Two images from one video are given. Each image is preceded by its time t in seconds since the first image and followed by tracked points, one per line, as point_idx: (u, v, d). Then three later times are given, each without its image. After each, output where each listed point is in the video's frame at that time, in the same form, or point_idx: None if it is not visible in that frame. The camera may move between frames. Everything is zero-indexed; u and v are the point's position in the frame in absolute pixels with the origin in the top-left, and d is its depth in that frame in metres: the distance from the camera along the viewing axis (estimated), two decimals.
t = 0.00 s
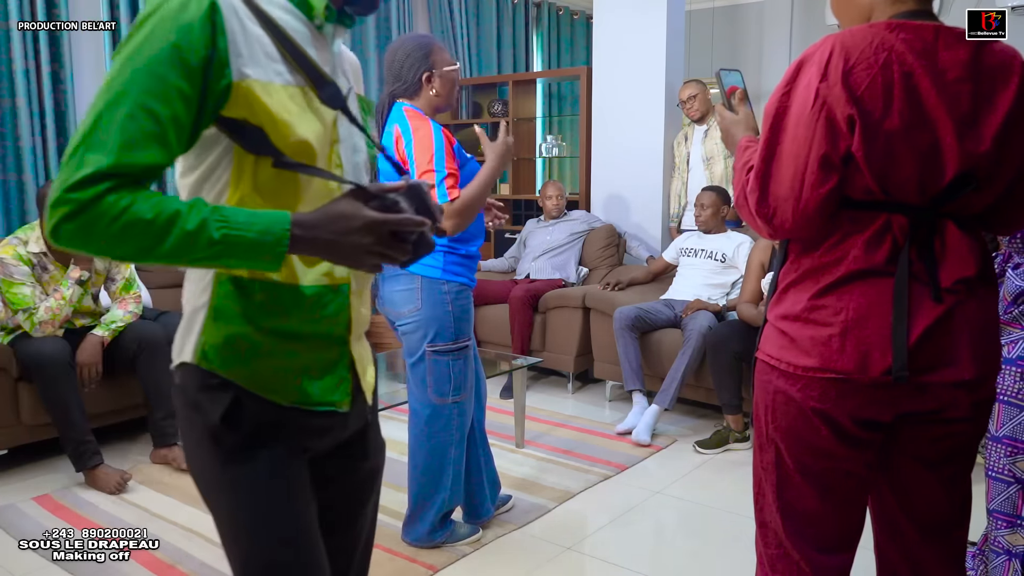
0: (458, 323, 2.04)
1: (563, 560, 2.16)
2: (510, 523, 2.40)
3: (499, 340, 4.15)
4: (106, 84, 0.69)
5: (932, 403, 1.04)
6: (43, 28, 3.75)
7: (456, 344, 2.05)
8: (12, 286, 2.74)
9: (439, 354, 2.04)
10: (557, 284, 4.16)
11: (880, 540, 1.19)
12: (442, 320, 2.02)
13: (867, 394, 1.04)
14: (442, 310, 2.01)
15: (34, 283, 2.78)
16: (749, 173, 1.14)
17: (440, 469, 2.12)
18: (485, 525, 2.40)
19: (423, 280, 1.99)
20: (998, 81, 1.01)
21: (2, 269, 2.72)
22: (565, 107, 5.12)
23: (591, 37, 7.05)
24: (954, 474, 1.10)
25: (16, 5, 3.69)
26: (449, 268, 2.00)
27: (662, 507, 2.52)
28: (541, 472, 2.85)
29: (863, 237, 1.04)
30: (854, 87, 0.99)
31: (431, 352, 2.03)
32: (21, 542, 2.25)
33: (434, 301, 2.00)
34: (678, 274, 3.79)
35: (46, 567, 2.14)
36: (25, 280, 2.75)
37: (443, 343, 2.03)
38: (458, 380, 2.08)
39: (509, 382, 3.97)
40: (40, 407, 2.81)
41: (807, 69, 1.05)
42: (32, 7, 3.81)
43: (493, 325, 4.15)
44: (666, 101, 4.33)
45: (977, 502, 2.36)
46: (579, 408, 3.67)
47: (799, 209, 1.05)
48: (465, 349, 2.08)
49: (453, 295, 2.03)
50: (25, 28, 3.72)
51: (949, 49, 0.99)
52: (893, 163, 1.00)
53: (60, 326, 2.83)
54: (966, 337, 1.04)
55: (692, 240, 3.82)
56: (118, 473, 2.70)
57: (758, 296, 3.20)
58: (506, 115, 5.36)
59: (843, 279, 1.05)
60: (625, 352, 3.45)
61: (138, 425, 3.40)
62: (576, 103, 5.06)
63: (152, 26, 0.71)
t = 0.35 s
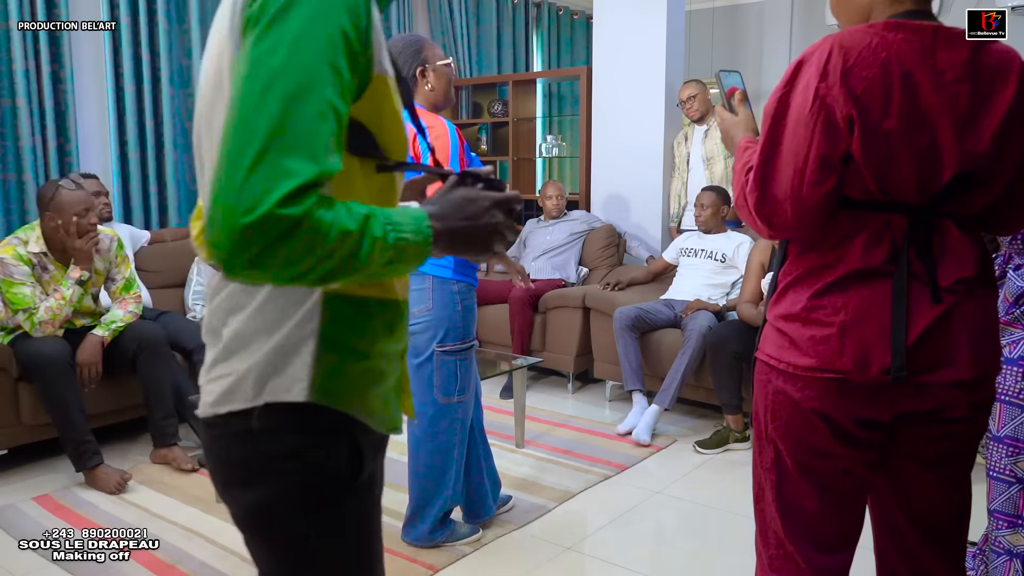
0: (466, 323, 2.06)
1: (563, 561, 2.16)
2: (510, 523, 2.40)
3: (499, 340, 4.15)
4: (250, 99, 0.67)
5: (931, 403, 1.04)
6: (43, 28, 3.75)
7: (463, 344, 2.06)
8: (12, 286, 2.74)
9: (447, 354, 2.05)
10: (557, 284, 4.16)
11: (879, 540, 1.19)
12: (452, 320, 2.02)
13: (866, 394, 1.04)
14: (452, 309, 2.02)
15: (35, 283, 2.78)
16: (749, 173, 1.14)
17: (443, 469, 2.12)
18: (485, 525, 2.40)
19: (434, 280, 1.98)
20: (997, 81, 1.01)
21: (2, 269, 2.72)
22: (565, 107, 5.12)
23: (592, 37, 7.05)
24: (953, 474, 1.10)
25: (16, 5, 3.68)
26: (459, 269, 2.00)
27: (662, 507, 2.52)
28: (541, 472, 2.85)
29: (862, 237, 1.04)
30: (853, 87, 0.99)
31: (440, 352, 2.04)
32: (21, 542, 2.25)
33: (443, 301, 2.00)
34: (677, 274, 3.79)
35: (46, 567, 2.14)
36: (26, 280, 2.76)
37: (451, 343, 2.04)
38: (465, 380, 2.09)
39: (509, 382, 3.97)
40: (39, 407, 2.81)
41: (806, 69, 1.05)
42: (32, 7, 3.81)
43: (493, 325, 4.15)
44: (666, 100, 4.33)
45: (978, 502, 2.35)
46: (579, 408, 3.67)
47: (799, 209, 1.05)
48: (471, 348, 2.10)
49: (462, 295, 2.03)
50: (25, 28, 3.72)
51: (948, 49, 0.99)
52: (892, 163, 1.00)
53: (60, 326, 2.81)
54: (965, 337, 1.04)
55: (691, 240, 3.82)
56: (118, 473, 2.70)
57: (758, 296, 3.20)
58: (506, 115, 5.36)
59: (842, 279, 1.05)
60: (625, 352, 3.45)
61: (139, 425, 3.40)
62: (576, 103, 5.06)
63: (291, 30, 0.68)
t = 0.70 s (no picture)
0: (470, 323, 2.06)
1: (564, 560, 2.16)
2: (510, 523, 2.40)
3: (499, 340, 4.15)
4: (445, 125, 0.62)
5: (931, 403, 1.04)
6: (43, 28, 3.75)
7: (468, 343, 2.07)
8: (12, 286, 2.73)
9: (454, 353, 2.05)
10: (557, 284, 4.16)
11: (880, 540, 1.19)
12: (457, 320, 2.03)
13: (867, 394, 1.04)
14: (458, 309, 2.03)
15: (35, 283, 2.79)
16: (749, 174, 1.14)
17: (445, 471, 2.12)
18: (485, 525, 2.40)
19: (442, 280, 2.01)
20: (997, 81, 1.01)
21: (2, 269, 2.73)
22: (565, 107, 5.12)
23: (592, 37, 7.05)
24: (954, 474, 1.10)
25: (15, 5, 3.68)
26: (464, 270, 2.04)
27: (662, 507, 2.52)
28: (541, 472, 2.85)
29: (862, 237, 1.04)
30: (853, 88, 0.99)
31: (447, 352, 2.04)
32: (20, 543, 2.25)
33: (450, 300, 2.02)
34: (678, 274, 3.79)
35: (46, 568, 2.14)
36: (26, 280, 2.76)
37: (457, 343, 2.05)
38: (469, 379, 2.09)
39: (509, 382, 3.97)
40: (40, 407, 2.81)
41: (806, 70, 1.05)
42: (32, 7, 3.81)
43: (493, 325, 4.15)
44: (666, 101, 4.33)
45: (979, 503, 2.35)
46: (579, 408, 3.68)
47: (799, 210, 1.05)
48: (474, 348, 2.10)
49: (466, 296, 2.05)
50: (25, 27, 3.72)
51: (948, 49, 0.99)
52: (892, 163, 1.00)
53: (60, 326, 2.80)
54: (966, 338, 1.04)
55: (692, 240, 3.82)
56: (118, 473, 2.70)
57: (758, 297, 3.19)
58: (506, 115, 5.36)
59: (843, 279, 1.05)
60: (625, 352, 3.45)
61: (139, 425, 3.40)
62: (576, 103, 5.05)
63: (445, 34, 0.63)
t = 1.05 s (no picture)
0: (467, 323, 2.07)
1: (564, 560, 2.16)
2: (510, 523, 2.40)
3: (499, 340, 4.15)
4: (568, 85, 0.57)
5: (931, 403, 1.04)
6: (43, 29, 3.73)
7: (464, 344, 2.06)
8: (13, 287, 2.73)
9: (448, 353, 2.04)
10: (557, 284, 4.16)
11: (880, 540, 1.19)
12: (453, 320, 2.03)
13: (867, 394, 1.04)
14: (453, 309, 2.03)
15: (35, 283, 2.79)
16: (749, 175, 1.15)
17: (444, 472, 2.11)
18: (485, 525, 2.40)
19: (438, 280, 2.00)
20: (997, 82, 1.01)
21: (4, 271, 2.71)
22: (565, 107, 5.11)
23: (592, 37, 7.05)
24: (953, 474, 1.10)
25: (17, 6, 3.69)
26: (460, 270, 2.03)
27: (662, 507, 2.52)
28: (541, 472, 2.85)
29: (863, 238, 1.04)
30: (853, 89, 0.99)
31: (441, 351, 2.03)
32: (21, 542, 2.25)
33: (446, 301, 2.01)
34: (678, 273, 3.79)
35: (46, 568, 2.13)
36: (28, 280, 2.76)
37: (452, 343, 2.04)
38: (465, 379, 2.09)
39: (509, 382, 3.97)
40: (40, 407, 2.81)
41: (806, 71, 1.05)
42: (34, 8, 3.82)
43: (493, 325, 4.15)
44: (666, 100, 4.33)
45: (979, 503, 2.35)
46: (579, 408, 3.68)
47: (799, 211, 1.05)
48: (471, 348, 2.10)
49: (463, 297, 2.06)
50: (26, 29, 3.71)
51: (947, 49, 0.99)
52: (892, 163, 1.00)
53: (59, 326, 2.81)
54: (967, 337, 1.04)
55: (691, 240, 3.82)
56: (118, 473, 2.70)
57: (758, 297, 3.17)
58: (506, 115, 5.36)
59: (843, 280, 1.05)
60: (625, 351, 3.45)
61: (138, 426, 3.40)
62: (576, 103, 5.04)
63: None
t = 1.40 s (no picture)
0: (465, 323, 2.06)
1: (563, 560, 2.17)
2: (510, 523, 2.40)
3: (499, 340, 4.15)
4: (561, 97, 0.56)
5: (932, 403, 1.04)
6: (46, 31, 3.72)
7: (462, 343, 2.07)
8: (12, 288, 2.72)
9: (446, 353, 2.04)
10: (557, 284, 4.16)
11: (879, 540, 1.19)
12: (451, 320, 2.03)
13: (867, 395, 1.04)
14: (452, 309, 2.03)
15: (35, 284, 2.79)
16: (749, 176, 1.15)
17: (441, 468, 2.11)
18: (484, 524, 2.39)
19: (436, 280, 2.00)
20: (998, 83, 1.01)
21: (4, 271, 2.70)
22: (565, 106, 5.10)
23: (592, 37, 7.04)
24: (953, 474, 1.10)
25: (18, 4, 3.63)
26: (460, 270, 2.03)
27: (661, 507, 2.52)
28: (541, 471, 2.85)
29: (863, 238, 1.04)
30: (854, 89, 0.99)
31: (439, 351, 2.03)
32: (20, 542, 2.25)
33: (444, 300, 2.02)
34: (678, 273, 3.79)
35: (46, 567, 2.14)
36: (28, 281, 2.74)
37: (451, 343, 2.04)
38: (462, 378, 2.08)
39: (508, 382, 3.97)
40: (40, 407, 2.81)
41: (807, 71, 1.05)
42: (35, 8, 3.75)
43: (493, 325, 4.15)
44: (666, 100, 4.33)
45: (979, 503, 2.35)
46: (579, 408, 3.68)
47: (800, 210, 1.05)
48: (469, 348, 2.09)
49: (462, 296, 2.06)
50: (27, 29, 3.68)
51: (949, 50, 0.98)
52: (892, 164, 1.00)
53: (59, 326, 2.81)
54: (967, 337, 1.04)
55: (691, 240, 3.82)
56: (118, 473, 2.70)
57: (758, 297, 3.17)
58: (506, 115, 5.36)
59: (844, 280, 1.05)
60: (625, 351, 3.45)
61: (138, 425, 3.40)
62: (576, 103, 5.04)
63: None
